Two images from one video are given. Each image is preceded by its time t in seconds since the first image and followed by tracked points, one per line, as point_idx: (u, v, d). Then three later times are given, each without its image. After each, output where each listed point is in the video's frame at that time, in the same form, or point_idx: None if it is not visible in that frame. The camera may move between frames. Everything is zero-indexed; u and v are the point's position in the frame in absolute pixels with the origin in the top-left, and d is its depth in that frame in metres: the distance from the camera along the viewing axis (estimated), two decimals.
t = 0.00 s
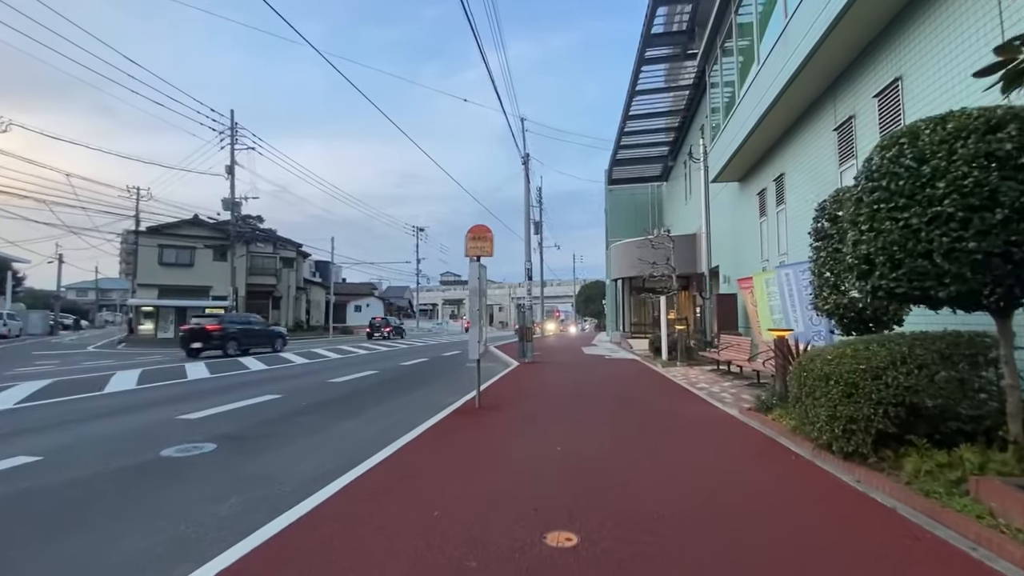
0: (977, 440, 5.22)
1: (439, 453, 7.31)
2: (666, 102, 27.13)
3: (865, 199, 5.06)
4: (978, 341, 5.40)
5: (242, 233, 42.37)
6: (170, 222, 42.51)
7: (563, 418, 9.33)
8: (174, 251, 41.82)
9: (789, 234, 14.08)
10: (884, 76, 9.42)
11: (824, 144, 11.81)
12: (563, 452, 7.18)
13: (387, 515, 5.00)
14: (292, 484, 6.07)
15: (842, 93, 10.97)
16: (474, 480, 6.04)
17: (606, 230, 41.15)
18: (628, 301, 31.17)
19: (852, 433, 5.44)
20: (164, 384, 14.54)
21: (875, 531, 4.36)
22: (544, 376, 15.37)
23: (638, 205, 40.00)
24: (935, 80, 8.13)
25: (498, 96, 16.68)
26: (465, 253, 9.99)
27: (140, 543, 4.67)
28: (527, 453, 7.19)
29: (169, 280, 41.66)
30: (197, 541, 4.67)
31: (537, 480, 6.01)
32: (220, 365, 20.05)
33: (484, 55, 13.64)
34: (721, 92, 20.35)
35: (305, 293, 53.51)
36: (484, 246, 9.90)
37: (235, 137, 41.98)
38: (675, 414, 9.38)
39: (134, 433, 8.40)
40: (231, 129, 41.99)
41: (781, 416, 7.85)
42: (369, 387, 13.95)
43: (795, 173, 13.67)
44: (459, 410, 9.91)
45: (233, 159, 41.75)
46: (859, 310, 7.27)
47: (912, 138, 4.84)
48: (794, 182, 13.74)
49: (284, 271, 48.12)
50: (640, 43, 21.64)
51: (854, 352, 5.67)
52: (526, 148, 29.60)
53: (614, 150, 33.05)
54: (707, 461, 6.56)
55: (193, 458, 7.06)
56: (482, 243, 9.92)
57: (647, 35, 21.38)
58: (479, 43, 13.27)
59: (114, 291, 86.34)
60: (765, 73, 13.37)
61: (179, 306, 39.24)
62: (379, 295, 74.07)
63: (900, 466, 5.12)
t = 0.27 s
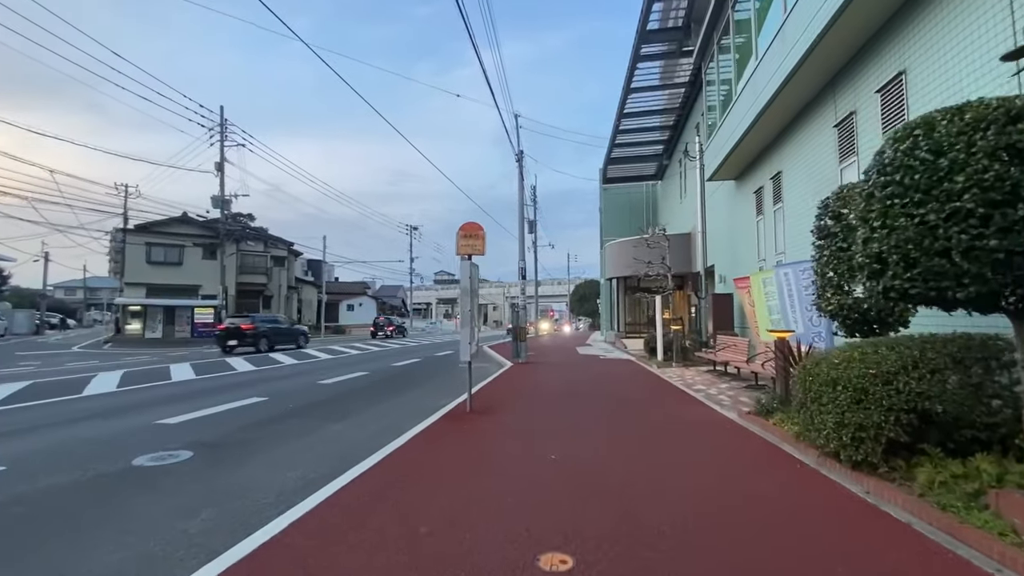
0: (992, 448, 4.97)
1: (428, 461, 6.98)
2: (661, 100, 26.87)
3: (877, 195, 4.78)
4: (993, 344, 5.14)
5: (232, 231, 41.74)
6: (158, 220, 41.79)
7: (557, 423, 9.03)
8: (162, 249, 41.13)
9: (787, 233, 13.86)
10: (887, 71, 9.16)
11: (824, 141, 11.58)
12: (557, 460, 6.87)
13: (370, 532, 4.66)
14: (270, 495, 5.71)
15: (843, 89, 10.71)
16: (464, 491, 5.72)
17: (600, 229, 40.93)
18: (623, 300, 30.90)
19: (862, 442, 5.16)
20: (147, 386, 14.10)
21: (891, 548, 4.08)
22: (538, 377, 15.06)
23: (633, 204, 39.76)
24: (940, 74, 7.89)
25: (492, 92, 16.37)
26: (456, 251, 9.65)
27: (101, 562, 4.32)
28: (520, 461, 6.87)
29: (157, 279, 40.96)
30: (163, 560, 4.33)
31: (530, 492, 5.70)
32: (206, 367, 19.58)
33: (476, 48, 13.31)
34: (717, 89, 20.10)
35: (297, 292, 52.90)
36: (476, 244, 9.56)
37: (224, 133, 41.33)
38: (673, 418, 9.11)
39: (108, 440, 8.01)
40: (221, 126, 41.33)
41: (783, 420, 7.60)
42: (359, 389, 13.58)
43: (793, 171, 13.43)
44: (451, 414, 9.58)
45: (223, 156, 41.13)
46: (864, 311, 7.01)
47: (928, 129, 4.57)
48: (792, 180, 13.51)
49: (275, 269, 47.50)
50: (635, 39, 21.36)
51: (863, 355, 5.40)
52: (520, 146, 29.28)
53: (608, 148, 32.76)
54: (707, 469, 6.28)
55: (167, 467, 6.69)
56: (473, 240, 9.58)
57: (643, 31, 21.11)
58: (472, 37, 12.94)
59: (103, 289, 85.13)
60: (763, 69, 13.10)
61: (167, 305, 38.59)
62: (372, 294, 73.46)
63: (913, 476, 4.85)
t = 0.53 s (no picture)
0: (1007, 458, 4.74)
1: (416, 470, 6.69)
2: (657, 98, 26.66)
3: (888, 191, 4.54)
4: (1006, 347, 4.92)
5: (223, 229, 41.17)
6: (147, 218, 41.12)
7: (551, 428, 8.77)
8: (151, 248, 40.49)
9: (785, 233, 13.66)
10: (889, 66, 8.92)
11: (823, 139, 11.37)
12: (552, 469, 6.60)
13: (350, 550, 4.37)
14: (246, 509, 5.40)
15: (843, 85, 10.50)
16: (452, 504, 5.43)
17: (595, 229, 40.75)
18: (618, 300, 30.65)
19: (870, 450, 4.91)
20: (129, 388, 13.71)
21: (904, 566, 3.84)
22: (532, 379, 14.78)
23: (628, 204, 39.57)
24: (944, 70, 7.67)
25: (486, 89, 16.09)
26: (448, 250, 9.35)
27: None
28: (512, 470, 6.60)
29: (146, 278, 40.32)
30: None
31: (522, 504, 5.42)
32: (193, 368, 19.17)
33: (470, 42, 13.02)
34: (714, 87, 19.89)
35: (289, 292, 52.34)
36: (468, 243, 9.27)
37: (214, 130, 40.72)
38: (671, 423, 8.88)
39: (83, 448, 7.68)
40: (211, 123, 40.70)
41: (784, 426, 7.37)
42: (348, 391, 13.25)
43: (791, 169, 13.25)
44: (441, 418, 9.28)
45: (213, 154, 40.55)
46: (868, 312, 6.80)
47: (943, 122, 4.34)
48: (790, 179, 13.31)
49: (266, 269, 46.99)
50: (630, 37, 21.12)
51: (871, 360, 5.15)
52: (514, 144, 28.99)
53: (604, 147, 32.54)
54: (707, 479, 6.02)
55: (141, 478, 6.36)
56: (466, 239, 9.29)
57: (639, 28, 20.88)
58: (465, 32, 12.65)
59: (92, 288, 83.96)
60: (761, 65, 12.87)
61: (156, 304, 37.99)
62: (366, 293, 72.89)
63: (925, 488, 4.62)
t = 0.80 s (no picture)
0: None
1: (399, 474, 6.33)
2: (650, 95, 26.43)
3: (901, 176, 4.24)
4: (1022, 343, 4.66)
5: (210, 226, 40.47)
6: (133, 215, 40.30)
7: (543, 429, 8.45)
8: (136, 245, 39.69)
9: (781, 229, 13.43)
10: (890, 56, 8.68)
11: (821, 133, 11.12)
12: (541, 473, 6.27)
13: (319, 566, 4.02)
14: (209, 520, 5.01)
15: (841, 77, 10.26)
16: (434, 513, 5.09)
17: (588, 227, 40.51)
18: (611, 299, 30.36)
19: (880, 453, 4.62)
20: (106, 388, 13.22)
21: None
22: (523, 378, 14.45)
23: (621, 202, 39.37)
24: (948, 59, 7.42)
25: (477, 82, 15.75)
26: (435, 244, 8.98)
27: None
28: (500, 474, 6.27)
29: (131, 276, 39.51)
30: None
31: (509, 512, 5.08)
32: (176, 367, 18.65)
33: (460, 34, 12.65)
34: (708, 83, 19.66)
35: (278, 290, 51.62)
36: (456, 237, 8.91)
37: (202, 125, 40.02)
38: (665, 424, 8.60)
39: (45, 452, 7.25)
40: (198, 118, 40.00)
41: (784, 426, 7.10)
42: (333, 391, 12.84)
43: (788, 164, 13.02)
44: (427, 419, 8.92)
45: (200, 150, 39.81)
46: (871, 308, 6.54)
47: (960, 102, 4.05)
48: (786, 175, 13.08)
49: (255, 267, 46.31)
50: (624, 32, 20.86)
51: (879, 357, 4.87)
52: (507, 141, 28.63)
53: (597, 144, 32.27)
54: (705, 483, 5.73)
55: (103, 486, 5.97)
56: (454, 233, 8.93)
57: (632, 23, 20.62)
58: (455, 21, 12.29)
59: (77, 286, 82.49)
60: (757, 58, 12.61)
61: (141, 303, 37.23)
62: (357, 292, 72.21)
63: (939, 493, 4.34)
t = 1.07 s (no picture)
0: None
1: (383, 484, 5.99)
2: (645, 92, 26.19)
3: (916, 169, 3.98)
4: None
5: (199, 224, 39.82)
6: (119, 212, 39.54)
7: (536, 434, 8.15)
8: (123, 243, 38.95)
9: (778, 228, 13.21)
10: (892, 49, 8.43)
11: (821, 129, 10.89)
12: (533, 483, 5.98)
13: None
14: (176, 537, 4.68)
15: (841, 72, 10.02)
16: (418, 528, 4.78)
17: (583, 226, 40.25)
18: (605, 298, 30.10)
19: (892, 463, 4.36)
20: (85, 391, 12.79)
21: None
22: (516, 380, 14.15)
23: (616, 201, 39.17)
24: (953, 52, 7.18)
25: (470, 79, 15.47)
26: (423, 242, 8.64)
27: None
28: (490, 484, 5.96)
29: (117, 275, 38.78)
30: None
31: (499, 529, 4.77)
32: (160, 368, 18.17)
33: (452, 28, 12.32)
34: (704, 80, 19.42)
35: (269, 289, 50.98)
36: (446, 234, 8.58)
37: (190, 121, 39.33)
38: (663, 428, 8.33)
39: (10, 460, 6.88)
40: (187, 114, 39.31)
41: (786, 432, 6.84)
42: (321, 394, 12.47)
43: (785, 162, 12.79)
44: (416, 424, 8.59)
45: (188, 146, 39.13)
46: (877, 309, 6.29)
47: (980, 90, 3.79)
48: (784, 172, 12.85)
49: (245, 265, 45.70)
50: (619, 28, 20.58)
51: (890, 362, 4.60)
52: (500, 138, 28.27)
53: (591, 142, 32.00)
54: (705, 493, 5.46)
55: (68, 497, 5.62)
56: (444, 230, 8.60)
57: (628, 19, 20.34)
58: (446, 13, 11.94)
59: (64, 285, 81.16)
60: (755, 52, 12.35)
61: (128, 302, 36.57)
62: (349, 291, 71.62)
63: (954, 506, 4.09)
